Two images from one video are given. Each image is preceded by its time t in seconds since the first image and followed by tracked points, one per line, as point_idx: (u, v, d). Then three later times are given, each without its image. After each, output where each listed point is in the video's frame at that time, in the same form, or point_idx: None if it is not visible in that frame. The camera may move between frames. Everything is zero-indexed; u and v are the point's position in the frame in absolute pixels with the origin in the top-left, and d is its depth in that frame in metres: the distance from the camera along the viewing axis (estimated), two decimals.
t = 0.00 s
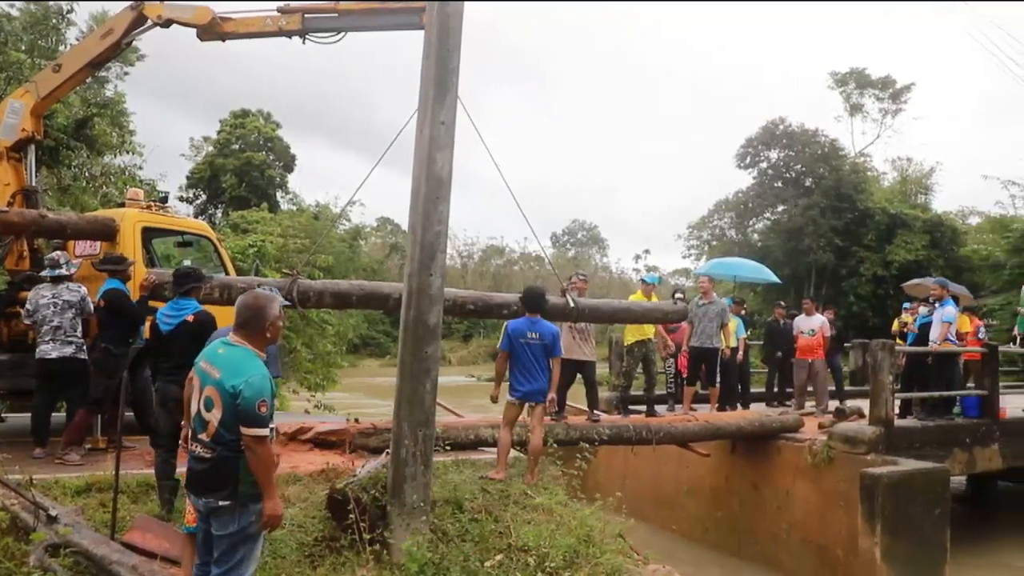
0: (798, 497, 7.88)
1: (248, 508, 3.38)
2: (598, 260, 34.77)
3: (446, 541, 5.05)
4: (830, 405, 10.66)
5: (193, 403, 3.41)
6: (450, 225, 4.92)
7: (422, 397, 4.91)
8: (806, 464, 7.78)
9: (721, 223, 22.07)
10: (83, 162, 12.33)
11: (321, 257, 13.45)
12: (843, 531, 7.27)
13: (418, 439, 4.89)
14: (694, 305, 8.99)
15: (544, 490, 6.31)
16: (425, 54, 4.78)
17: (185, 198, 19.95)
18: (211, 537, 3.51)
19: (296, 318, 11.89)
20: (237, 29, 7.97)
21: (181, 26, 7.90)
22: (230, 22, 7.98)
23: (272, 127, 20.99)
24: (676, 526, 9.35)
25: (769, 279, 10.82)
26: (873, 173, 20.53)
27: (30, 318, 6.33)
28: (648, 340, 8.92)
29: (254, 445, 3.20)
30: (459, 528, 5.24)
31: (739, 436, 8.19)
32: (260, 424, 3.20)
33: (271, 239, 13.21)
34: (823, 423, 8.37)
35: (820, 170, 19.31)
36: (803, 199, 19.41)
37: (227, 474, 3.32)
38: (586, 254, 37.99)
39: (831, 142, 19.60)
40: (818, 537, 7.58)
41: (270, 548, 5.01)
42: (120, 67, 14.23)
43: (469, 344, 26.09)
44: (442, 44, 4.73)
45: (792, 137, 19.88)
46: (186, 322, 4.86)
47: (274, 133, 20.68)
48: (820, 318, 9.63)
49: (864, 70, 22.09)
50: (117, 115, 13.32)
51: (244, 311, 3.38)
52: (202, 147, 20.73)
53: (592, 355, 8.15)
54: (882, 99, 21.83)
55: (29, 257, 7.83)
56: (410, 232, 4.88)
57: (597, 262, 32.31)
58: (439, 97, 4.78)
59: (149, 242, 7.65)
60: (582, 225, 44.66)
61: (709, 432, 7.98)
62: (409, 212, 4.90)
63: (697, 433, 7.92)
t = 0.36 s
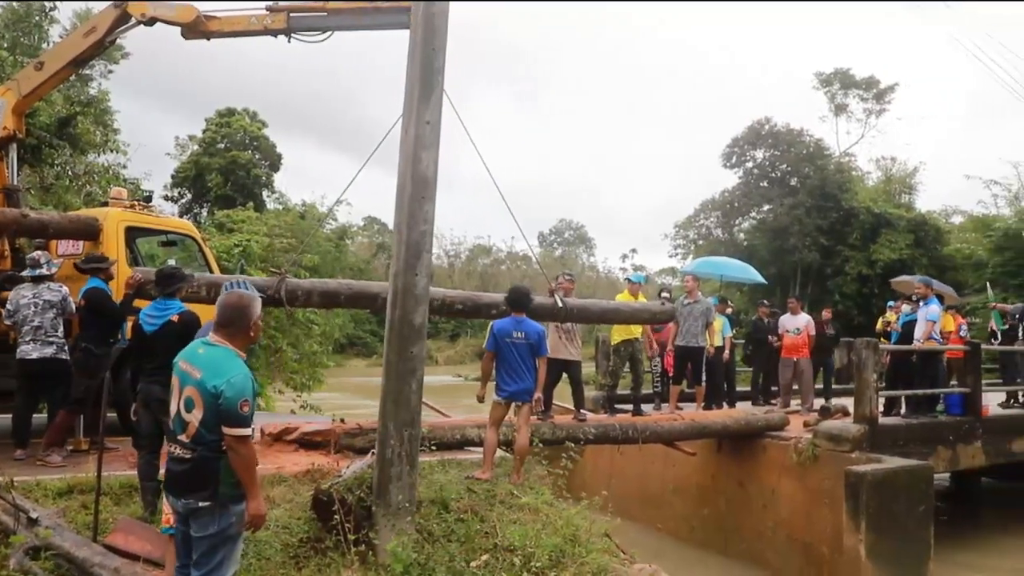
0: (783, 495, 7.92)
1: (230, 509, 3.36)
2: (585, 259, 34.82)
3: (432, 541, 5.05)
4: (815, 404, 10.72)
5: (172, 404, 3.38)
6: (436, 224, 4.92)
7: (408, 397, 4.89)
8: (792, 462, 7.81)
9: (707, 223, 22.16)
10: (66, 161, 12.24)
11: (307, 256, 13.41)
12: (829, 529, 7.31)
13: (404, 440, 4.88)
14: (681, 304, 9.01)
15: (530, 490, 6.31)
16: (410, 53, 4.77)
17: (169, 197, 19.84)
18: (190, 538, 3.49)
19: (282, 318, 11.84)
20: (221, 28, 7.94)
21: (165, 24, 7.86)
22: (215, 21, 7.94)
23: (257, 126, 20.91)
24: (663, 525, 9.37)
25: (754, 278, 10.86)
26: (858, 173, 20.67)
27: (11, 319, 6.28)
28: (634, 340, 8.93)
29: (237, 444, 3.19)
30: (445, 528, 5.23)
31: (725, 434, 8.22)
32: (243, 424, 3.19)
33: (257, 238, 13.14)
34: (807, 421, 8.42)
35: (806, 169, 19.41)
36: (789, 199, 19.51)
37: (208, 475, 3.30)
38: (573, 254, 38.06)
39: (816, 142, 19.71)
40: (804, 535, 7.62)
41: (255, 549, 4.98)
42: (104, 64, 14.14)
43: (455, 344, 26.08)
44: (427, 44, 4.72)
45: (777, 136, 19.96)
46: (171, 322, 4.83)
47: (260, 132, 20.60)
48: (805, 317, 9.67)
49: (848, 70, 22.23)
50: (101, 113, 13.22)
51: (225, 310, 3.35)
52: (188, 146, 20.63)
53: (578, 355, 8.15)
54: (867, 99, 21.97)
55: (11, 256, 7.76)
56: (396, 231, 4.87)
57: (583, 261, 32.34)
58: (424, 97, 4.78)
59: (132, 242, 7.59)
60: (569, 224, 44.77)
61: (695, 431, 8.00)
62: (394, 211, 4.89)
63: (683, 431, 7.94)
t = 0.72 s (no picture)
0: (771, 493, 7.95)
1: (216, 510, 3.36)
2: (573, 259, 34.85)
3: (420, 541, 5.04)
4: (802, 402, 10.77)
5: (153, 407, 3.36)
6: (423, 224, 4.91)
7: (396, 397, 4.88)
8: (780, 460, 7.85)
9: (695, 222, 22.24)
10: (51, 160, 12.16)
11: (295, 256, 13.37)
12: (816, 527, 7.35)
13: (391, 440, 4.87)
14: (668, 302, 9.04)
15: (519, 489, 6.31)
16: (397, 53, 4.76)
17: (156, 197, 19.73)
18: (174, 541, 3.47)
19: (269, 317, 11.79)
20: (207, 27, 7.91)
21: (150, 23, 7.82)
22: (200, 20, 7.91)
23: (245, 125, 20.82)
24: (651, 523, 9.39)
25: (741, 277, 10.89)
26: (844, 172, 20.78)
27: None
28: (623, 339, 8.95)
29: (222, 444, 3.19)
30: (433, 528, 5.23)
31: (713, 433, 8.24)
32: (227, 423, 3.19)
33: (244, 238, 13.09)
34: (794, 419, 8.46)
35: (793, 168, 19.49)
36: (776, 198, 19.60)
37: (192, 477, 3.28)
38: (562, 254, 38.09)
39: (803, 141, 19.80)
40: (792, 533, 7.66)
41: (243, 551, 4.96)
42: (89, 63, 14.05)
43: (444, 344, 26.06)
44: (413, 44, 4.72)
45: (764, 136, 20.04)
46: (158, 323, 4.84)
47: (247, 131, 20.52)
48: (792, 316, 9.71)
49: (835, 69, 22.35)
50: (86, 113, 13.14)
51: (206, 311, 3.34)
52: (174, 146, 20.53)
53: (566, 354, 8.16)
54: (853, 98, 22.10)
55: None
56: (383, 231, 4.86)
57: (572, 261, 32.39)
58: (411, 97, 4.77)
59: (118, 242, 7.55)
60: (558, 224, 44.82)
61: (683, 429, 8.02)
62: (381, 211, 4.88)
63: (671, 430, 7.95)
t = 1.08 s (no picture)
0: (763, 491, 7.97)
1: (207, 511, 3.35)
2: (566, 258, 34.88)
3: (413, 541, 5.04)
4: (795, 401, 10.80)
5: (141, 409, 3.35)
6: (415, 224, 4.90)
7: (388, 397, 4.87)
8: (772, 459, 7.87)
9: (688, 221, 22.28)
10: (41, 160, 12.11)
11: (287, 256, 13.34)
12: (809, 525, 7.37)
13: (383, 440, 4.86)
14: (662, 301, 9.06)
15: (511, 489, 6.31)
16: (389, 52, 4.76)
17: (147, 197, 19.66)
18: (164, 542, 3.46)
19: (261, 318, 11.75)
20: (198, 27, 7.88)
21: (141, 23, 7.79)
22: (191, 19, 7.88)
23: (236, 125, 20.76)
24: (644, 523, 9.40)
25: (734, 277, 10.90)
26: (837, 172, 20.85)
27: None
28: (615, 338, 8.95)
29: (213, 444, 3.19)
30: (426, 528, 5.22)
31: (705, 432, 8.26)
32: (217, 423, 3.19)
33: (236, 238, 13.05)
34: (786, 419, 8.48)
35: (785, 168, 19.54)
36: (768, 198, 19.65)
37: (181, 478, 3.28)
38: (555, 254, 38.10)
39: (796, 141, 19.86)
40: (784, 531, 7.67)
41: (235, 552, 4.94)
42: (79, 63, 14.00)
43: (437, 344, 26.05)
44: (405, 43, 4.71)
45: (756, 136, 20.08)
46: (148, 325, 4.82)
47: (239, 131, 20.46)
48: (784, 316, 9.73)
49: (827, 69, 22.42)
50: (76, 112, 13.08)
51: (194, 311, 3.33)
52: (166, 146, 20.46)
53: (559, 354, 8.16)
54: (845, 98, 22.17)
55: None
56: (375, 230, 4.85)
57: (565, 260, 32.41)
58: (403, 97, 4.77)
59: (109, 243, 7.51)
60: (551, 224, 44.86)
61: (675, 429, 8.03)
62: (373, 211, 4.87)
63: (664, 430, 7.96)
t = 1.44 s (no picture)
0: (752, 490, 8.00)
1: (194, 512, 3.33)
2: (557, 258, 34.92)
3: (401, 541, 5.03)
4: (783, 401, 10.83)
5: (129, 410, 3.32)
6: (403, 224, 4.90)
7: (376, 397, 4.86)
8: (760, 458, 7.90)
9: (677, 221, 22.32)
10: (27, 160, 12.02)
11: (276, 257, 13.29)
12: (797, 524, 7.40)
13: (372, 440, 4.85)
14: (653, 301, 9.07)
15: (500, 489, 6.31)
16: (377, 51, 4.75)
17: (135, 197, 19.56)
18: (151, 543, 3.43)
19: (249, 317, 11.70)
20: (184, 25, 7.84)
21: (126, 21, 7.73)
22: (178, 18, 7.84)
23: (225, 125, 20.67)
24: (634, 522, 9.42)
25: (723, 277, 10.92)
26: (825, 172, 20.94)
27: None
28: (605, 338, 8.96)
29: (201, 444, 3.17)
30: (415, 528, 5.21)
31: (694, 432, 8.28)
32: (206, 423, 3.18)
33: (224, 238, 12.99)
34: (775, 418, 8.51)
35: (774, 168, 19.61)
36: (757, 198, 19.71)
37: (168, 478, 3.26)
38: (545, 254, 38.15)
39: (784, 141, 19.93)
40: (772, 530, 7.70)
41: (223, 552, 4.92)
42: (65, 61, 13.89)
43: (427, 344, 26.03)
44: (393, 43, 4.71)
45: (746, 136, 20.13)
46: (133, 326, 4.81)
47: (227, 131, 20.37)
48: (773, 316, 9.75)
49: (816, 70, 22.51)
50: (62, 111, 12.98)
51: (182, 311, 3.31)
52: (153, 146, 20.36)
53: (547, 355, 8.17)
54: (833, 99, 22.27)
55: None
56: (363, 230, 4.84)
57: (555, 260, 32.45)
58: (391, 96, 4.76)
59: (95, 243, 7.46)
60: (541, 224, 44.93)
61: (664, 428, 8.05)
62: (361, 210, 4.86)
63: (653, 429, 7.97)
